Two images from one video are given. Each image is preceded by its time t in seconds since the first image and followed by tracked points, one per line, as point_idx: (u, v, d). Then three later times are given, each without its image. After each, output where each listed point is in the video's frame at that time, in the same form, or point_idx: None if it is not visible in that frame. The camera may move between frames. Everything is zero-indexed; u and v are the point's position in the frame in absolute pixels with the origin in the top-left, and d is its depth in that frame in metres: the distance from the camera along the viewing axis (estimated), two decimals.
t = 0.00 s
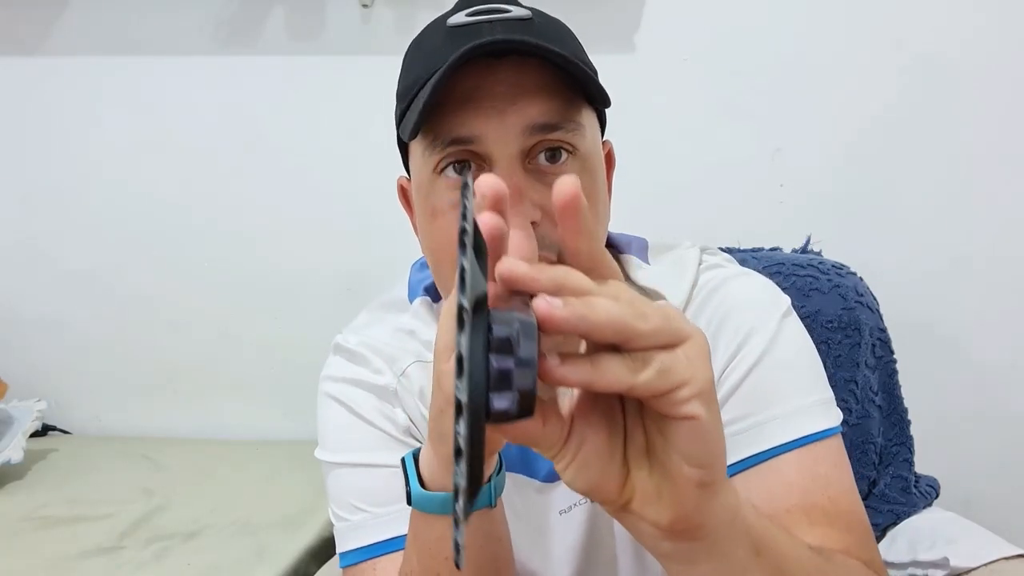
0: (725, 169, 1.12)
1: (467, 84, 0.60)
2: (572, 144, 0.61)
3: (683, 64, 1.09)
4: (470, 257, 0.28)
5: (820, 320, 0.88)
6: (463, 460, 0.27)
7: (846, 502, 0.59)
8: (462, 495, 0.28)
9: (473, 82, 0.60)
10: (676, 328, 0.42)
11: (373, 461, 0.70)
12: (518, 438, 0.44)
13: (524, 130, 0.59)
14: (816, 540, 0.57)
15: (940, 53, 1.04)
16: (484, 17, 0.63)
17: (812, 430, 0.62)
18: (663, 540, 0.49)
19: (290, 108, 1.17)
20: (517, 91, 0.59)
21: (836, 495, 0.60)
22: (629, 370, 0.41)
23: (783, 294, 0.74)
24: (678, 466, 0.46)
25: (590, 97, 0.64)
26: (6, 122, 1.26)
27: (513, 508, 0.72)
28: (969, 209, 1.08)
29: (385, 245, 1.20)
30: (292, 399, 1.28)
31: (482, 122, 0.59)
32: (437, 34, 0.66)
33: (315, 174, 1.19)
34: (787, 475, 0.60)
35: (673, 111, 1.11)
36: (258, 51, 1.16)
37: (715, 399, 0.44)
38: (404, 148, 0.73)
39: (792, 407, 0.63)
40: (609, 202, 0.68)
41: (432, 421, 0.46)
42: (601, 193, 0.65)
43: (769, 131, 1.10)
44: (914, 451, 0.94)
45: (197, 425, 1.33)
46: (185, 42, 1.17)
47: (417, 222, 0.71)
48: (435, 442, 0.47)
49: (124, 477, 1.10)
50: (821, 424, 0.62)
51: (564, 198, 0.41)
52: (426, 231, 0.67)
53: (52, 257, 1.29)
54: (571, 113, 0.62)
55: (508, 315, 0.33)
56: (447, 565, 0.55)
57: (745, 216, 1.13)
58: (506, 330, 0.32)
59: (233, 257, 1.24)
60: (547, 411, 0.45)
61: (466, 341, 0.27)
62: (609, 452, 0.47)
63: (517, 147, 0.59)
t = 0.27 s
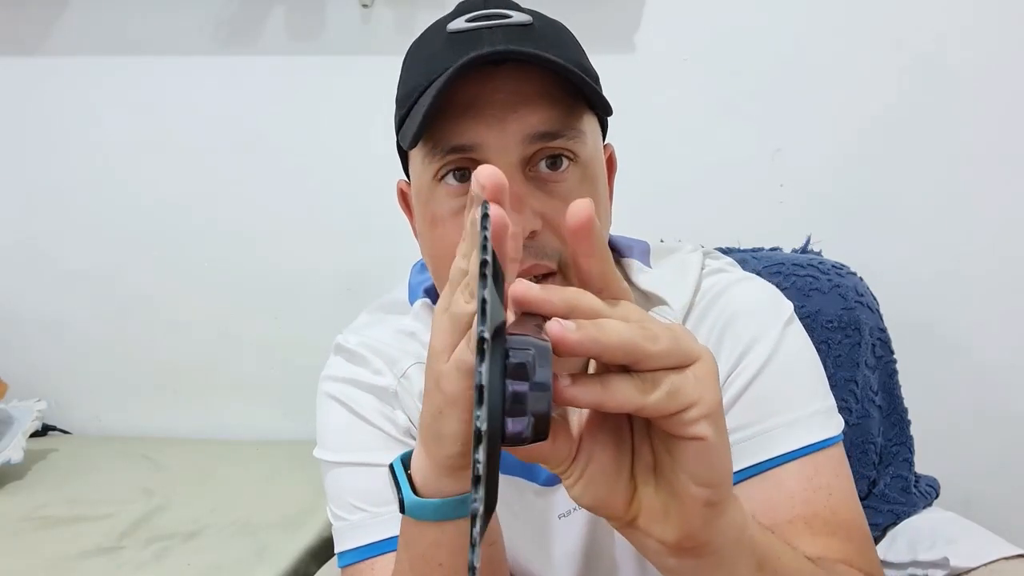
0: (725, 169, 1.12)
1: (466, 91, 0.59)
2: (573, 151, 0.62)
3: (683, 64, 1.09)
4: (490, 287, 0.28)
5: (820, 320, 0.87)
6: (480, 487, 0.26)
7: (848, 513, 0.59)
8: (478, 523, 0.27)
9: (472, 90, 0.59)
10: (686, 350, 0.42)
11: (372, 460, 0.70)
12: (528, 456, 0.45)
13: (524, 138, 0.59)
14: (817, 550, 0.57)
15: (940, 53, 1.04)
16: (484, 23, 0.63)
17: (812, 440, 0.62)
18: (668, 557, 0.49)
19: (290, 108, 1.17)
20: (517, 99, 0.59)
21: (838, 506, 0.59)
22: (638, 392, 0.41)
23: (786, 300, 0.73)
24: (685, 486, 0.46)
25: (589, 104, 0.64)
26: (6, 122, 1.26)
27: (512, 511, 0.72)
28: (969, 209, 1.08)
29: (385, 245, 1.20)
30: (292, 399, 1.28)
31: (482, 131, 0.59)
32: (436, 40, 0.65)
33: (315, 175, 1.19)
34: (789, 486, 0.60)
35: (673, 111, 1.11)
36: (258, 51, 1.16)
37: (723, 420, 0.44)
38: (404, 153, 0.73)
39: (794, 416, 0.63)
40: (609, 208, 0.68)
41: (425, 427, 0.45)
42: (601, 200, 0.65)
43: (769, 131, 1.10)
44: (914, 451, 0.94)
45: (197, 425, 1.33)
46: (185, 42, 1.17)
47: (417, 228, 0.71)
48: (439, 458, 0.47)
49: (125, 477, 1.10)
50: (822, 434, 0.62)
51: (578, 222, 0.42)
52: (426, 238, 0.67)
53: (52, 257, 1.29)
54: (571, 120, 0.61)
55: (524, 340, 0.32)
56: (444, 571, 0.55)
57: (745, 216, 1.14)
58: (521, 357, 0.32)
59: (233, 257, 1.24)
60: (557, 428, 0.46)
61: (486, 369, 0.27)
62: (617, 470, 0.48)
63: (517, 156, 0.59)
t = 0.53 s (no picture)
0: (725, 169, 1.12)
1: (467, 89, 0.59)
2: (573, 150, 0.62)
3: (683, 64, 1.09)
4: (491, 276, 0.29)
5: (820, 319, 0.87)
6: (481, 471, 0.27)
7: (847, 511, 0.59)
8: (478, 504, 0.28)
9: (472, 88, 0.59)
10: (686, 344, 0.42)
11: (373, 461, 0.70)
12: (528, 449, 0.45)
13: (524, 137, 0.59)
14: (817, 548, 0.57)
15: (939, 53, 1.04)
16: (484, 22, 0.63)
17: (811, 438, 0.62)
18: (669, 551, 0.50)
19: (290, 108, 1.17)
20: (518, 98, 0.59)
21: (838, 504, 0.59)
22: (638, 384, 0.41)
23: (786, 300, 0.74)
24: (685, 479, 0.46)
25: (590, 103, 0.64)
26: (6, 121, 1.26)
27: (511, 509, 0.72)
28: (969, 209, 1.08)
29: (385, 245, 1.20)
30: (292, 399, 1.28)
31: (482, 129, 0.59)
32: (437, 39, 0.65)
33: (314, 175, 1.19)
34: (790, 485, 0.60)
35: (673, 111, 1.11)
36: (258, 51, 1.16)
37: (723, 414, 0.44)
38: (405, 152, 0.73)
39: (796, 415, 0.63)
40: (609, 207, 0.68)
41: (429, 431, 0.46)
42: (601, 198, 0.65)
43: (769, 131, 1.10)
44: (914, 451, 0.94)
45: (197, 425, 1.33)
46: (185, 41, 1.17)
47: (417, 227, 0.71)
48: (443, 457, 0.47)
49: (125, 477, 1.10)
50: (822, 432, 0.62)
51: (577, 217, 0.41)
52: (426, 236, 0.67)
53: (52, 257, 1.29)
54: (571, 119, 0.62)
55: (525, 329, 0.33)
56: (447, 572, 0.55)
57: (745, 216, 1.14)
58: (522, 345, 0.32)
59: (233, 257, 1.24)
60: (557, 422, 0.46)
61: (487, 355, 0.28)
62: (617, 464, 0.48)
63: (517, 154, 0.59)
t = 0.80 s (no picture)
0: (725, 169, 1.12)
1: (469, 89, 0.59)
2: (575, 150, 0.62)
3: (683, 64, 1.09)
4: (486, 273, 0.28)
5: (820, 319, 0.87)
6: (474, 470, 0.26)
7: (847, 510, 0.59)
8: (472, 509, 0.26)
9: (475, 87, 0.59)
10: (683, 341, 0.42)
11: (374, 461, 0.70)
12: (525, 447, 0.45)
13: (526, 137, 0.59)
14: (817, 548, 0.56)
15: (939, 52, 1.04)
16: (486, 21, 0.63)
17: (810, 438, 0.62)
18: (667, 550, 0.50)
19: (290, 107, 1.17)
20: (519, 98, 0.59)
21: (839, 504, 0.59)
22: (635, 381, 0.41)
23: (787, 299, 0.74)
24: (682, 478, 0.46)
25: (592, 103, 0.64)
26: (6, 122, 1.26)
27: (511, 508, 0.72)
28: (968, 209, 1.08)
29: (385, 245, 1.20)
30: (292, 399, 1.28)
31: (484, 128, 0.59)
32: (439, 38, 0.65)
33: (314, 175, 1.19)
34: (790, 484, 0.60)
35: (673, 110, 1.11)
36: (259, 51, 1.16)
37: (720, 412, 0.44)
38: (407, 152, 0.73)
39: (795, 415, 0.63)
40: (610, 207, 0.68)
41: (431, 430, 0.46)
42: (602, 198, 0.65)
43: (769, 132, 1.10)
44: (914, 451, 0.94)
45: (197, 425, 1.33)
46: (185, 41, 1.17)
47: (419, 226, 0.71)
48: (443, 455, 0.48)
49: (125, 477, 1.10)
50: (821, 431, 0.62)
51: (574, 213, 0.42)
52: (428, 236, 0.67)
53: (52, 257, 1.29)
54: (573, 119, 0.61)
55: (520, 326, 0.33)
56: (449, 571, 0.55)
57: (745, 216, 1.14)
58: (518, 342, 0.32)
59: (233, 257, 1.24)
60: (554, 420, 0.46)
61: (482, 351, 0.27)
62: (614, 463, 0.48)
63: (519, 154, 0.60)
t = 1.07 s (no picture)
0: (725, 169, 1.12)
1: (471, 89, 0.59)
2: (577, 151, 0.62)
3: (683, 64, 1.09)
4: (474, 274, 0.28)
5: (820, 320, 0.87)
6: (463, 469, 0.26)
7: (847, 512, 0.59)
8: (462, 507, 0.27)
9: (478, 88, 0.59)
10: (680, 343, 0.42)
11: (376, 461, 0.70)
12: (522, 448, 0.45)
13: (529, 138, 0.59)
14: (816, 550, 0.56)
15: (939, 52, 1.04)
16: (489, 21, 0.63)
17: (811, 439, 0.62)
18: (665, 552, 0.50)
19: (290, 107, 1.17)
20: (522, 98, 0.59)
21: (839, 505, 0.59)
22: (632, 384, 0.41)
23: (788, 300, 0.74)
24: (680, 480, 0.46)
25: (595, 104, 0.64)
26: (6, 123, 1.26)
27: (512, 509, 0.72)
28: (968, 208, 1.08)
29: (385, 245, 1.20)
30: (292, 399, 1.28)
31: (488, 129, 0.59)
32: (442, 37, 0.65)
33: (314, 175, 1.19)
34: (790, 486, 0.60)
35: (673, 110, 1.11)
36: (258, 51, 1.16)
37: (717, 415, 0.44)
38: (409, 151, 0.73)
39: (796, 416, 0.63)
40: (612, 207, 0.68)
41: (433, 429, 0.47)
42: (604, 199, 0.65)
43: (769, 132, 1.10)
44: (914, 450, 0.94)
45: (197, 425, 1.33)
46: (185, 41, 1.17)
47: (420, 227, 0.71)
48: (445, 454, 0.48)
49: (125, 477, 1.10)
50: (822, 432, 0.62)
51: (572, 214, 0.41)
52: (429, 236, 0.67)
53: (52, 257, 1.29)
54: (576, 119, 0.61)
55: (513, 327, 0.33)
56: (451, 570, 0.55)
57: (745, 215, 1.14)
58: (509, 343, 0.32)
59: (233, 257, 1.24)
60: (551, 421, 0.46)
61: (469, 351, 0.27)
62: (612, 465, 0.48)
63: (522, 155, 0.60)
